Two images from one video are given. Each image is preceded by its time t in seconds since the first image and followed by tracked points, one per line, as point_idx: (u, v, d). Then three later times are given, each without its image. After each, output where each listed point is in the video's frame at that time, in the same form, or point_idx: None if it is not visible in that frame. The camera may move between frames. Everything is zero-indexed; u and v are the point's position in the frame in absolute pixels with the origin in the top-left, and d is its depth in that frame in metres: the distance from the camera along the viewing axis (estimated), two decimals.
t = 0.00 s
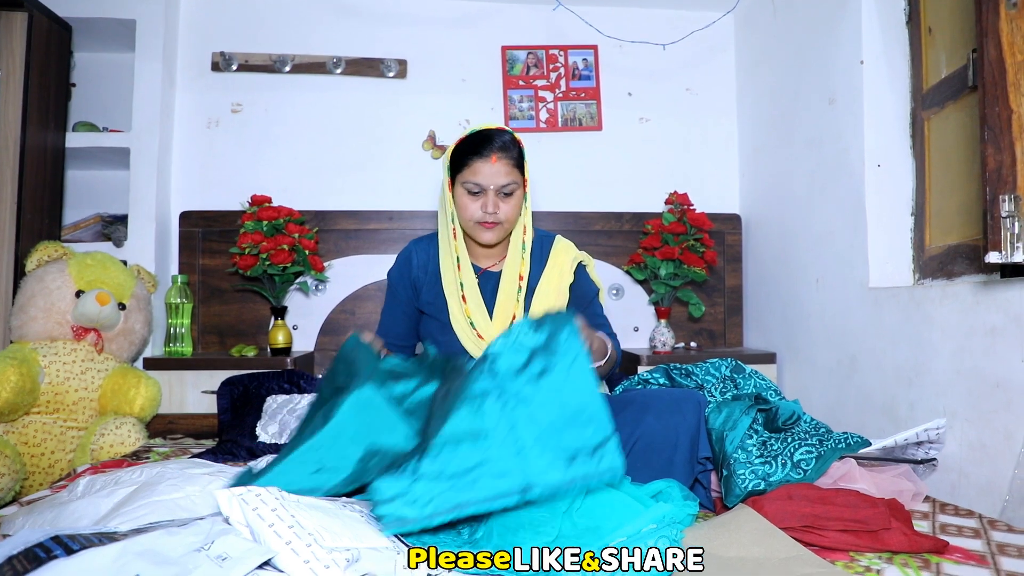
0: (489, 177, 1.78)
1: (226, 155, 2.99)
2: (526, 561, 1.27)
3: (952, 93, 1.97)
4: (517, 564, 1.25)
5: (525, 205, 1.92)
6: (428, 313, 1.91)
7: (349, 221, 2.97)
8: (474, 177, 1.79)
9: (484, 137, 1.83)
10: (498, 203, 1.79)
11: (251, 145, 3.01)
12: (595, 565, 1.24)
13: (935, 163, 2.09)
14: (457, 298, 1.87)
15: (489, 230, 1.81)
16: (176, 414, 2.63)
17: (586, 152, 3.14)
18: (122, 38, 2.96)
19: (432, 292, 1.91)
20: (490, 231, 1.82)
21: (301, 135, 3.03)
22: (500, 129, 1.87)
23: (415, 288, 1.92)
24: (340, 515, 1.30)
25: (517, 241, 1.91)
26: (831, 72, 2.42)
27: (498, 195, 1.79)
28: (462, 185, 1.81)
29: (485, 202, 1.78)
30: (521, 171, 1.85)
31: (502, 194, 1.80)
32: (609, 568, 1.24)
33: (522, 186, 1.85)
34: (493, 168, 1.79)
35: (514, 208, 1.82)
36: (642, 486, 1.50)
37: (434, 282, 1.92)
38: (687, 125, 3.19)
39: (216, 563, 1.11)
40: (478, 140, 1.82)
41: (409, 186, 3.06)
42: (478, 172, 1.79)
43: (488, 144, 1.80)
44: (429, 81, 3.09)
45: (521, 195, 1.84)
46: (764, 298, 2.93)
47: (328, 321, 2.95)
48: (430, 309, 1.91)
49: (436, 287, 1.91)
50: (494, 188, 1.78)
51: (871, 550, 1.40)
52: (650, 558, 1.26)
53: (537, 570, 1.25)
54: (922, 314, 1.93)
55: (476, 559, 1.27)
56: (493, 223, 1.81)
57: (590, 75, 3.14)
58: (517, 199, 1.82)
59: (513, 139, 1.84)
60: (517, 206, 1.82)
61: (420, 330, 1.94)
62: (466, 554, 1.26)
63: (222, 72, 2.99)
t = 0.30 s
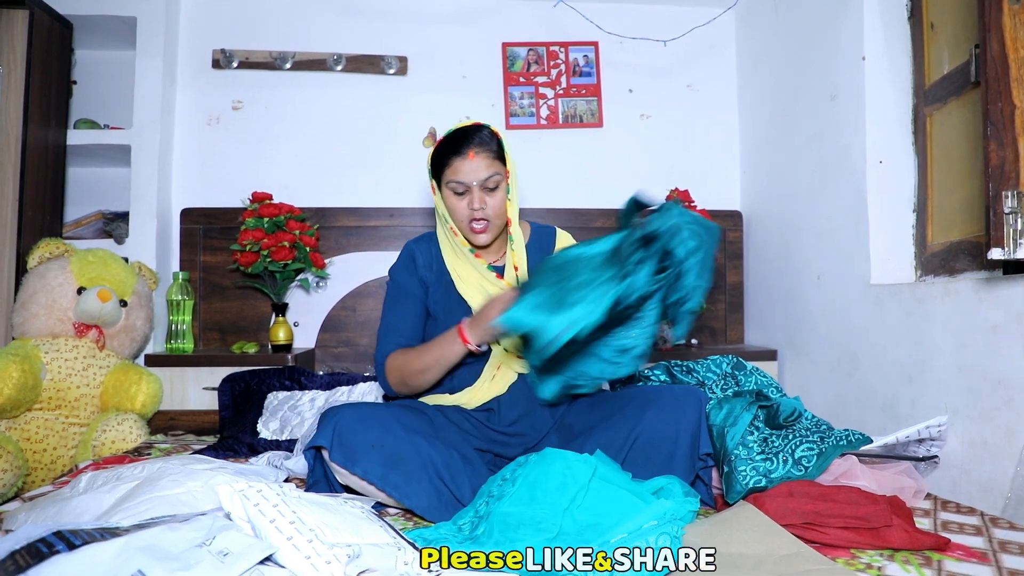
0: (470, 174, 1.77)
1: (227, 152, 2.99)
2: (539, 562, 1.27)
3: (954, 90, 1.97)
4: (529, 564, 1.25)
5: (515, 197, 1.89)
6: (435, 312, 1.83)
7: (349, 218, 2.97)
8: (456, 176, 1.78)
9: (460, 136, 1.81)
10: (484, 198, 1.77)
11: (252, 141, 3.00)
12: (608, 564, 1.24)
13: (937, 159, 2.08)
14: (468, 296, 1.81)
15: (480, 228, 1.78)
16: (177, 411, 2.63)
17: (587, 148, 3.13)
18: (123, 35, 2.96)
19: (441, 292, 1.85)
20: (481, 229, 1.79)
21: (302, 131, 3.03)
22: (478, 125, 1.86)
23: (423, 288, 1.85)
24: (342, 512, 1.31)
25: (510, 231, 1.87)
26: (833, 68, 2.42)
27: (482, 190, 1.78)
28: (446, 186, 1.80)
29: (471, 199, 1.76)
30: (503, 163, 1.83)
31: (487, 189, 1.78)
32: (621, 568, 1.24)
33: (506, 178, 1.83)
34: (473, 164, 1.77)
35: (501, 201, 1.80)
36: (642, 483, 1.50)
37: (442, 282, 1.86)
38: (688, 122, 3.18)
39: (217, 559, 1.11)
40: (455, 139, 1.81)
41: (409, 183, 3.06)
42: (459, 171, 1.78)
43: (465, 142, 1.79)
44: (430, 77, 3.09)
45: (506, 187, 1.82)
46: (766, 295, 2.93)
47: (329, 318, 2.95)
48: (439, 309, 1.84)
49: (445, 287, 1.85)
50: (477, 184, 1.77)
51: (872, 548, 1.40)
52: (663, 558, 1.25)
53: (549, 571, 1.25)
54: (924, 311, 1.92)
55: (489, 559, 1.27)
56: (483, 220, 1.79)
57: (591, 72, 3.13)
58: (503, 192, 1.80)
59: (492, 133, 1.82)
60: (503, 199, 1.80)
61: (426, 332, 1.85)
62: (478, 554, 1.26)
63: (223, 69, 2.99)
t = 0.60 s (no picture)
0: (479, 173, 1.74)
1: (229, 147, 2.99)
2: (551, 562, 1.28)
3: (958, 85, 1.96)
4: (542, 564, 1.26)
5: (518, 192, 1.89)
6: (440, 309, 1.81)
7: (351, 214, 2.97)
8: (464, 176, 1.76)
9: (465, 133, 1.78)
10: (493, 198, 1.76)
11: (254, 137, 3.00)
12: (621, 564, 1.23)
13: (940, 155, 2.08)
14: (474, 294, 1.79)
15: (488, 226, 1.79)
16: (179, 406, 2.64)
17: (590, 144, 3.13)
18: (125, 30, 2.95)
19: (446, 290, 1.82)
20: (490, 226, 1.79)
21: (304, 127, 3.02)
22: (481, 121, 1.83)
23: (429, 285, 1.81)
24: (344, 507, 1.32)
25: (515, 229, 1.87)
26: (836, 63, 2.41)
27: (491, 189, 1.76)
28: (453, 185, 1.77)
29: (480, 198, 1.75)
30: (509, 160, 1.81)
31: (495, 188, 1.77)
32: (633, 568, 1.23)
33: (512, 175, 1.82)
34: (481, 163, 1.75)
35: (509, 199, 1.79)
36: (644, 479, 1.51)
37: (448, 280, 1.83)
38: (690, 117, 3.18)
39: (220, 553, 1.11)
40: (460, 138, 1.78)
41: (411, 179, 3.06)
42: (467, 170, 1.75)
43: (472, 140, 1.76)
44: (432, 73, 3.08)
45: (512, 185, 1.81)
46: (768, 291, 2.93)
47: (331, 314, 2.95)
48: (443, 307, 1.81)
49: (450, 286, 1.82)
50: (485, 183, 1.75)
51: (874, 544, 1.40)
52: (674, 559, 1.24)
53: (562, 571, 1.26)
54: (927, 308, 1.92)
55: (502, 559, 1.28)
56: (491, 219, 1.78)
57: (593, 67, 3.13)
58: (510, 190, 1.80)
59: (496, 131, 1.80)
60: (511, 197, 1.80)
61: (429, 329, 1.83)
62: (491, 555, 1.27)
63: (225, 64, 2.98)
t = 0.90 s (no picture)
0: (494, 158, 1.76)
1: (232, 145, 3.00)
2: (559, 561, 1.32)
3: (962, 84, 1.96)
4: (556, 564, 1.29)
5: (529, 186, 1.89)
6: (444, 303, 1.80)
7: (354, 211, 2.97)
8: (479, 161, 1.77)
9: (484, 120, 1.80)
10: (506, 184, 1.77)
11: (256, 134, 3.00)
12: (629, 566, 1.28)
13: (944, 155, 2.07)
14: (479, 288, 1.79)
15: (498, 213, 1.78)
16: (181, 402, 2.65)
17: (592, 142, 3.13)
18: (128, 26, 2.96)
19: (452, 284, 1.81)
20: (500, 214, 1.79)
21: (307, 125, 3.03)
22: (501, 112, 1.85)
23: (435, 278, 1.81)
24: (346, 505, 1.32)
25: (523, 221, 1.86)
26: (840, 62, 2.41)
27: (504, 176, 1.77)
28: (467, 169, 1.78)
29: (493, 183, 1.76)
30: (525, 151, 1.83)
31: (508, 175, 1.78)
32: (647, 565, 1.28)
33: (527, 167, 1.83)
34: (497, 149, 1.76)
35: (522, 188, 1.80)
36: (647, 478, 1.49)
37: (453, 274, 1.82)
38: (693, 116, 3.17)
39: (222, 549, 1.12)
40: (479, 123, 1.79)
41: (414, 176, 3.06)
42: (482, 154, 1.76)
43: (491, 126, 1.78)
44: (435, 70, 3.08)
45: (526, 175, 1.82)
46: (770, 290, 2.93)
47: (333, 311, 2.95)
48: (447, 301, 1.80)
49: (456, 279, 1.82)
50: (500, 169, 1.76)
51: (875, 543, 1.40)
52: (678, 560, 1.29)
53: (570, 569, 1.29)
54: (930, 307, 1.92)
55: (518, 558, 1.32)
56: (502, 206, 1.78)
57: (596, 66, 3.13)
58: (524, 180, 1.81)
59: (514, 121, 1.83)
60: (524, 187, 1.81)
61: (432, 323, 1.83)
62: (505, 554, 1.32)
63: (228, 61, 2.99)
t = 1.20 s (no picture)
0: (514, 145, 1.80)
1: (234, 144, 3.00)
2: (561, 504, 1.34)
3: (964, 83, 1.95)
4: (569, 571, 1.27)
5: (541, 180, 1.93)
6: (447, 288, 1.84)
7: (356, 211, 2.97)
8: (499, 146, 1.80)
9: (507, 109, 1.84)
10: (521, 172, 1.81)
11: (258, 134, 3.00)
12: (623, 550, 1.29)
13: (946, 154, 2.07)
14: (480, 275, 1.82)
15: (510, 200, 1.81)
16: (184, 402, 2.65)
17: (594, 141, 3.12)
18: (129, 26, 2.96)
19: (456, 270, 1.85)
20: (511, 201, 1.81)
21: (308, 124, 3.03)
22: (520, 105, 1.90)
23: (441, 260, 1.85)
24: (347, 504, 1.32)
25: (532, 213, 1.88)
26: (842, 60, 2.40)
27: (520, 165, 1.81)
28: (485, 153, 1.81)
29: (510, 170, 1.79)
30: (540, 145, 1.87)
31: (524, 164, 1.82)
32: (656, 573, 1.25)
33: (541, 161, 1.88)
34: (517, 137, 1.80)
35: (535, 179, 1.84)
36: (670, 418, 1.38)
37: (459, 261, 1.86)
38: (695, 115, 3.17)
39: (224, 549, 1.12)
40: (501, 111, 1.83)
41: (416, 176, 3.06)
42: (503, 140, 1.80)
43: (513, 114, 1.82)
44: (437, 70, 3.08)
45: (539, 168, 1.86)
46: (773, 289, 2.92)
47: (335, 311, 2.95)
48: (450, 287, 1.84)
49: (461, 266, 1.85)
50: (518, 157, 1.80)
51: (877, 542, 1.40)
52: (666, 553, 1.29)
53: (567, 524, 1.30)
54: (932, 306, 1.91)
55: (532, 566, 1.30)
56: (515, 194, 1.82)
57: (598, 65, 3.13)
58: (538, 172, 1.85)
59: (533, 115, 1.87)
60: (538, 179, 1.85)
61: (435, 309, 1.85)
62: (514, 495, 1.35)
63: (230, 61, 2.99)
